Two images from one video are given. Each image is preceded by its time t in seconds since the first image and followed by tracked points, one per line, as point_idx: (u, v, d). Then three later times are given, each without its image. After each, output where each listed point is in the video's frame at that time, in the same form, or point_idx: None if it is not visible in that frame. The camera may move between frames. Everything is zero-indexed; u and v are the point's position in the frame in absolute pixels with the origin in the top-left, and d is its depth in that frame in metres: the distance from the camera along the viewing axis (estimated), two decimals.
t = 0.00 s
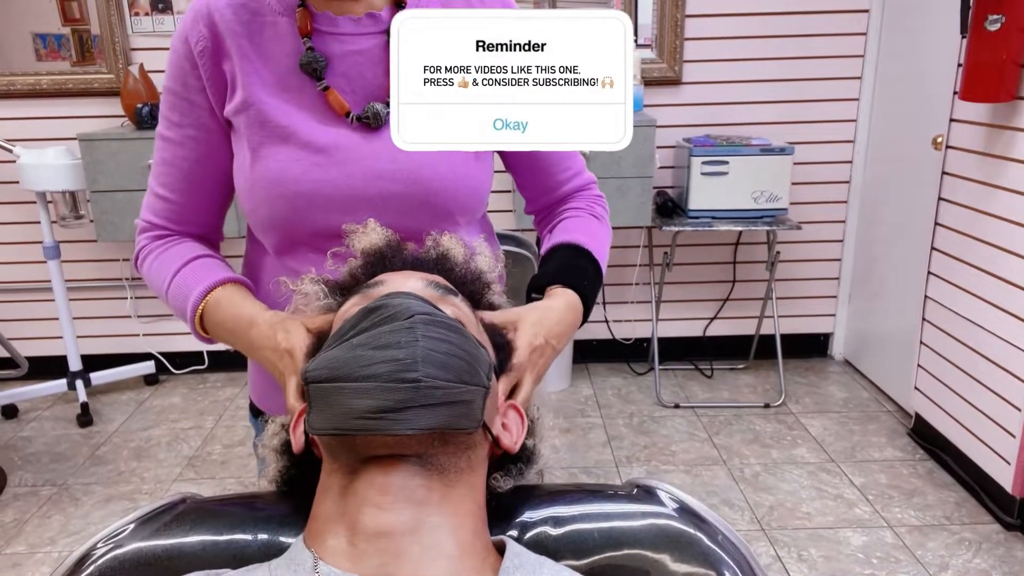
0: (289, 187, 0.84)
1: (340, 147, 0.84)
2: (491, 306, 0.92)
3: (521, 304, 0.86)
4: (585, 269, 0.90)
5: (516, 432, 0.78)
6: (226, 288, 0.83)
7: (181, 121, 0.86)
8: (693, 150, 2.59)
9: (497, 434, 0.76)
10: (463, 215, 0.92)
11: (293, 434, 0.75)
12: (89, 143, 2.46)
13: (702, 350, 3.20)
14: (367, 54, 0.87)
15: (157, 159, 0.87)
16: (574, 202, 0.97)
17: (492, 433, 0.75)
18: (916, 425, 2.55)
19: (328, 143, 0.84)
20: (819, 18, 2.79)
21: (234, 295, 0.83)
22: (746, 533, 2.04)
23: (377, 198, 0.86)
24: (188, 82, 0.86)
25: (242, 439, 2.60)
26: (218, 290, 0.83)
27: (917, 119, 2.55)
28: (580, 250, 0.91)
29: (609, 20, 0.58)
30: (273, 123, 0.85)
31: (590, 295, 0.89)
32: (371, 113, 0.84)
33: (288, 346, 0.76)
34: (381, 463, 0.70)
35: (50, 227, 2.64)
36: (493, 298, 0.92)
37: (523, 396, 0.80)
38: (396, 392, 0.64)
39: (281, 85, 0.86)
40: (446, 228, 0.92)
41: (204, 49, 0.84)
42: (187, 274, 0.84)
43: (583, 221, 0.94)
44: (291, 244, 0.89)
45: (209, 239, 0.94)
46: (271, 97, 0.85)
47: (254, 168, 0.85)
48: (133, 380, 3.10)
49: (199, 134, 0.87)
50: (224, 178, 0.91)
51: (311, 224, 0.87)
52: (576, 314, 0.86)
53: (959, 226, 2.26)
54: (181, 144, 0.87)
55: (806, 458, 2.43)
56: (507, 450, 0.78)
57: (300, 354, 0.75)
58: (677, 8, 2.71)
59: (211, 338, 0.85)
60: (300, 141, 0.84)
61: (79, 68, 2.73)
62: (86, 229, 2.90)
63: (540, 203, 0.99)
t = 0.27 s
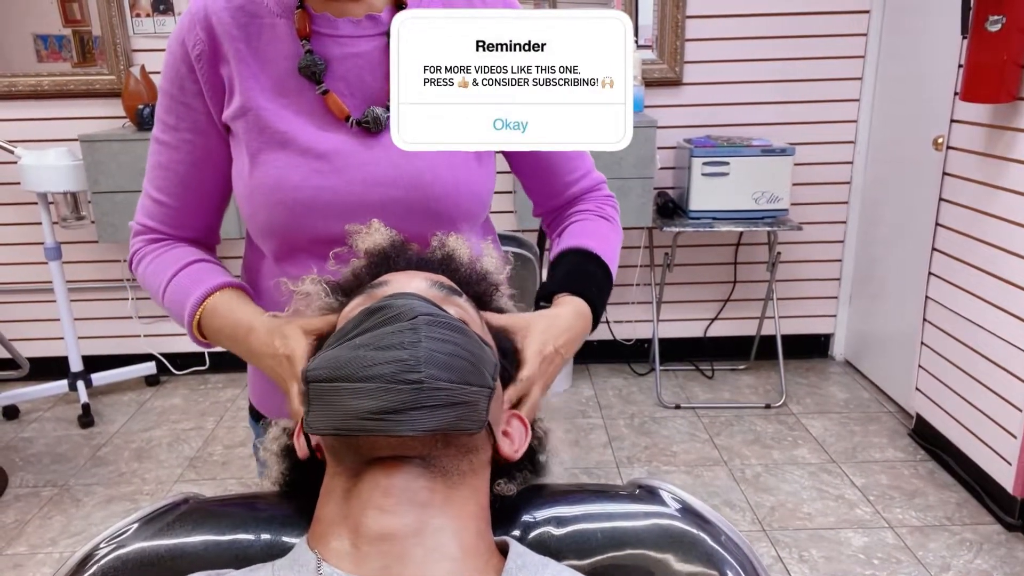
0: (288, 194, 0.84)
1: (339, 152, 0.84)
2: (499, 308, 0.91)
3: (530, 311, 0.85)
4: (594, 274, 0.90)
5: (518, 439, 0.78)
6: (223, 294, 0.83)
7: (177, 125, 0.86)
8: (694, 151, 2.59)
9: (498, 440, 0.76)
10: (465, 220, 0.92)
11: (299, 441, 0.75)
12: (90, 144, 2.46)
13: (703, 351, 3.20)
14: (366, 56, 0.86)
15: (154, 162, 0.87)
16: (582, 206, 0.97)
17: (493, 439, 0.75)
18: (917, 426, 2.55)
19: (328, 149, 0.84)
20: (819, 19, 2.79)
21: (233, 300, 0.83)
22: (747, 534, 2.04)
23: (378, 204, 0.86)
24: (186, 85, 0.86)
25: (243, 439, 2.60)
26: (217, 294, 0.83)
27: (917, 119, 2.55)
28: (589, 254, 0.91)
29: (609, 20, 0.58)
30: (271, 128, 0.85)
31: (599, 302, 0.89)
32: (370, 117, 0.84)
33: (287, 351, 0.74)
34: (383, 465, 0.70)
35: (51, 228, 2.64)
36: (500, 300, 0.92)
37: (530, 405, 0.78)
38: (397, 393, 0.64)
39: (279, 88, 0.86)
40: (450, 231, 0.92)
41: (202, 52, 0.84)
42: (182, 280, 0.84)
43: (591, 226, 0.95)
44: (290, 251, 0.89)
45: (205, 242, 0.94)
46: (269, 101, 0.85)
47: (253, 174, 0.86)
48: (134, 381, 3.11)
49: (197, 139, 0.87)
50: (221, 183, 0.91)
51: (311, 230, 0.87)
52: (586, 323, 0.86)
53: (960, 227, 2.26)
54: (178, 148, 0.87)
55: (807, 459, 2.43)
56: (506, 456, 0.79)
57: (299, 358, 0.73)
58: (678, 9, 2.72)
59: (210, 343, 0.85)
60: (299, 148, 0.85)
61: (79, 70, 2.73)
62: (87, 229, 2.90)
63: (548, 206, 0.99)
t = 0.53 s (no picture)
0: (286, 199, 0.85)
1: (337, 157, 0.85)
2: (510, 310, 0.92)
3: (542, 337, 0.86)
4: (608, 296, 0.90)
5: (518, 444, 0.79)
6: (207, 327, 0.82)
7: (177, 129, 0.87)
8: (694, 152, 2.59)
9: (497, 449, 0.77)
10: (463, 223, 0.93)
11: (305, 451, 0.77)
12: (90, 145, 2.46)
13: (703, 352, 3.20)
14: (363, 59, 0.87)
15: (153, 168, 0.87)
16: (583, 213, 0.98)
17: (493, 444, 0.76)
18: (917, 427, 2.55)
19: (326, 153, 0.85)
20: (818, 20, 2.79)
21: (214, 336, 0.81)
22: (747, 535, 2.04)
23: (376, 209, 0.87)
24: (185, 89, 0.86)
25: (243, 440, 2.61)
26: (197, 329, 0.82)
27: (917, 120, 2.55)
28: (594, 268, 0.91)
29: (608, 20, 0.59)
30: (269, 132, 0.85)
31: (615, 324, 0.90)
32: (367, 121, 0.84)
33: (277, 396, 0.74)
34: (384, 466, 0.71)
35: (51, 230, 2.64)
36: (509, 301, 0.92)
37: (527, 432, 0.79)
38: (401, 395, 0.64)
39: (276, 92, 0.86)
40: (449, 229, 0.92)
41: (200, 55, 0.84)
42: (169, 310, 0.83)
43: (592, 237, 0.95)
44: (289, 255, 0.90)
45: (203, 258, 0.93)
46: (267, 105, 0.86)
47: (251, 179, 0.86)
48: (134, 382, 3.11)
49: (195, 144, 0.88)
50: (220, 189, 0.92)
51: (309, 234, 0.88)
52: (605, 350, 0.86)
53: (960, 227, 2.26)
54: (177, 153, 0.87)
55: (807, 459, 2.43)
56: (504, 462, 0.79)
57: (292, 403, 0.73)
58: (677, 10, 2.72)
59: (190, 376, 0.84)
60: (297, 152, 0.85)
61: (80, 71, 2.74)
62: (87, 231, 2.90)
63: (551, 213, 1.00)
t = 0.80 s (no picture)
0: (285, 193, 0.85)
1: (335, 152, 0.85)
2: (501, 310, 0.92)
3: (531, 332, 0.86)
4: (597, 292, 0.90)
5: (513, 437, 0.78)
6: (209, 311, 0.82)
7: (176, 125, 0.87)
8: (693, 153, 2.59)
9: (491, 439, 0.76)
10: (460, 219, 0.93)
11: (291, 445, 0.77)
12: (89, 146, 2.46)
13: (702, 353, 3.20)
14: (361, 56, 0.87)
15: (151, 164, 0.87)
16: (574, 208, 0.98)
17: (485, 439, 0.75)
18: (916, 427, 2.55)
19: (324, 148, 0.85)
20: (817, 21, 2.79)
21: (218, 320, 0.82)
22: (745, 535, 2.04)
23: (374, 203, 0.87)
24: (184, 85, 0.86)
25: (242, 441, 2.61)
26: (202, 312, 0.82)
27: (915, 121, 2.55)
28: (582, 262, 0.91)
29: (610, 20, 0.59)
30: (268, 127, 0.85)
31: (602, 320, 0.89)
32: (365, 114, 0.84)
33: (276, 379, 0.75)
34: (376, 463, 0.71)
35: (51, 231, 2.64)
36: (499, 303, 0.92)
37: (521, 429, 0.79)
38: (391, 394, 0.64)
39: (275, 87, 0.86)
40: (445, 231, 0.93)
41: (200, 51, 0.84)
42: (172, 294, 0.83)
43: (582, 230, 0.95)
44: (286, 251, 0.90)
45: (201, 250, 0.93)
46: (265, 101, 0.86)
47: (249, 173, 0.86)
48: (133, 383, 3.11)
49: (194, 139, 0.88)
50: (218, 184, 0.91)
51: (307, 229, 0.87)
52: (591, 343, 0.86)
53: (958, 228, 2.26)
54: (175, 148, 0.87)
55: (806, 460, 2.43)
56: (498, 456, 0.78)
57: (289, 386, 0.74)
58: (676, 11, 2.72)
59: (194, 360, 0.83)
60: (295, 146, 0.85)
61: (79, 73, 2.74)
62: (86, 232, 2.90)
63: (547, 209, 1.00)
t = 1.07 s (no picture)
0: (291, 187, 0.85)
1: (342, 146, 0.85)
2: (496, 308, 0.92)
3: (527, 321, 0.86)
4: (592, 284, 0.90)
5: (514, 434, 0.78)
6: (219, 301, 0.82)
7: (186, 120, 0.87)
8: (693, 154, 2.60)
9: (491, 437, 0.76)
10: (465, 215, 0.93)
11: (288, 440, 0.76)
12: (89, 148, 2.46)
13: (703, 354, 3.20)
14: (370, 53, 0.87)
15: (161, 159, 0.88)
16: (575, 209, 0.98)
17: (485, 432, 0.75)
18: (916, 428, 2.55)
19: (330, 142, 0.85)
20: (817, 22, 2.79)
21: (228, 309, 0.82)
22: (746, 536, 2.04)
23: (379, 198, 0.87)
24: (194, 81, 0.87)
25: (242, 443, 2.61)
26: (211, 302, 0.82)
27: (915, 121, 2.55)
28: (583, 260, 0.92)
29: (609, 21, 0.59)
30: (275, 122, 0.85)
31: (597, 312, 0.90)
32: (372, 108, 0.84)
33: (282, 366, 0.74)
34: (376, 462, 0.70)
35: (51, 232, 2.64)
36: (495, 301, 0.92)
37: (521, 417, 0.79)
38: (390, 393, 0.64)
39: (285, 82, 0.86)
40: (449, 229, 0.93)
41: (211, 48, 0.85)
42: (184, 285, 0.83)
43: (583, 230, 0.95)
44: (293, 245, 0.91)
45: (210, 244, 0.94)
46: (274, 96, 0.86)
47: (257, 166, 0.86)
48: (134, 384, 3.11)
49: (204, 134, 0.88)
50: (226, 180, 0.92)
51: (312, 224, 0.88)
52: (584, 333, 0.86)
53: (959, 228, 2.26)
54: (185, 143, 0.88)
55: (807, 461, 2.43)
56: (500, 451, 0.77)
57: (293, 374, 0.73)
58: (676, 12, 2.72)
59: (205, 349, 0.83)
60: (303, 140, 0.85)
61: (80, 74, 2.74)
62: (87, 233, 2.91)
63: (546, 208, 1.00)
